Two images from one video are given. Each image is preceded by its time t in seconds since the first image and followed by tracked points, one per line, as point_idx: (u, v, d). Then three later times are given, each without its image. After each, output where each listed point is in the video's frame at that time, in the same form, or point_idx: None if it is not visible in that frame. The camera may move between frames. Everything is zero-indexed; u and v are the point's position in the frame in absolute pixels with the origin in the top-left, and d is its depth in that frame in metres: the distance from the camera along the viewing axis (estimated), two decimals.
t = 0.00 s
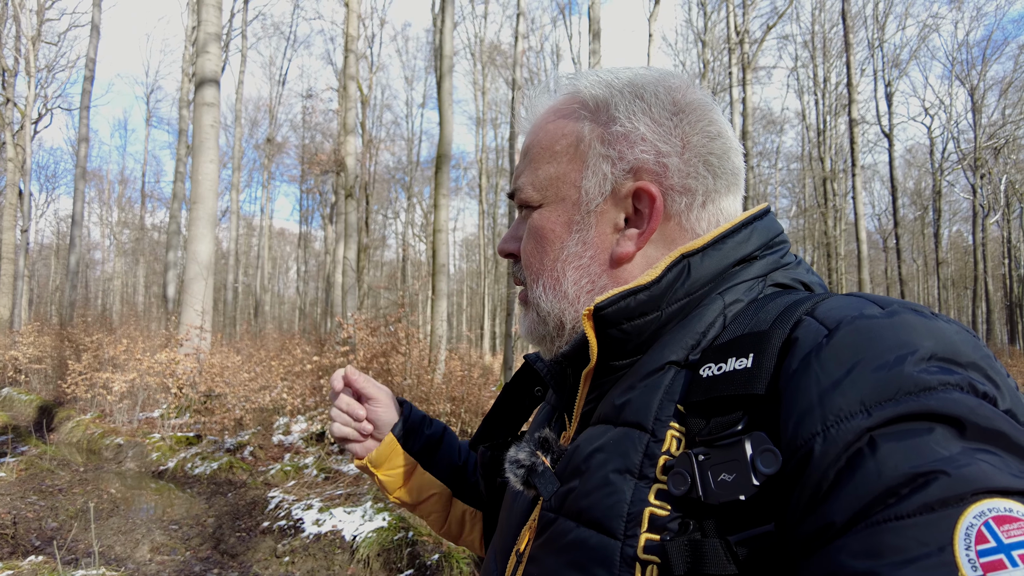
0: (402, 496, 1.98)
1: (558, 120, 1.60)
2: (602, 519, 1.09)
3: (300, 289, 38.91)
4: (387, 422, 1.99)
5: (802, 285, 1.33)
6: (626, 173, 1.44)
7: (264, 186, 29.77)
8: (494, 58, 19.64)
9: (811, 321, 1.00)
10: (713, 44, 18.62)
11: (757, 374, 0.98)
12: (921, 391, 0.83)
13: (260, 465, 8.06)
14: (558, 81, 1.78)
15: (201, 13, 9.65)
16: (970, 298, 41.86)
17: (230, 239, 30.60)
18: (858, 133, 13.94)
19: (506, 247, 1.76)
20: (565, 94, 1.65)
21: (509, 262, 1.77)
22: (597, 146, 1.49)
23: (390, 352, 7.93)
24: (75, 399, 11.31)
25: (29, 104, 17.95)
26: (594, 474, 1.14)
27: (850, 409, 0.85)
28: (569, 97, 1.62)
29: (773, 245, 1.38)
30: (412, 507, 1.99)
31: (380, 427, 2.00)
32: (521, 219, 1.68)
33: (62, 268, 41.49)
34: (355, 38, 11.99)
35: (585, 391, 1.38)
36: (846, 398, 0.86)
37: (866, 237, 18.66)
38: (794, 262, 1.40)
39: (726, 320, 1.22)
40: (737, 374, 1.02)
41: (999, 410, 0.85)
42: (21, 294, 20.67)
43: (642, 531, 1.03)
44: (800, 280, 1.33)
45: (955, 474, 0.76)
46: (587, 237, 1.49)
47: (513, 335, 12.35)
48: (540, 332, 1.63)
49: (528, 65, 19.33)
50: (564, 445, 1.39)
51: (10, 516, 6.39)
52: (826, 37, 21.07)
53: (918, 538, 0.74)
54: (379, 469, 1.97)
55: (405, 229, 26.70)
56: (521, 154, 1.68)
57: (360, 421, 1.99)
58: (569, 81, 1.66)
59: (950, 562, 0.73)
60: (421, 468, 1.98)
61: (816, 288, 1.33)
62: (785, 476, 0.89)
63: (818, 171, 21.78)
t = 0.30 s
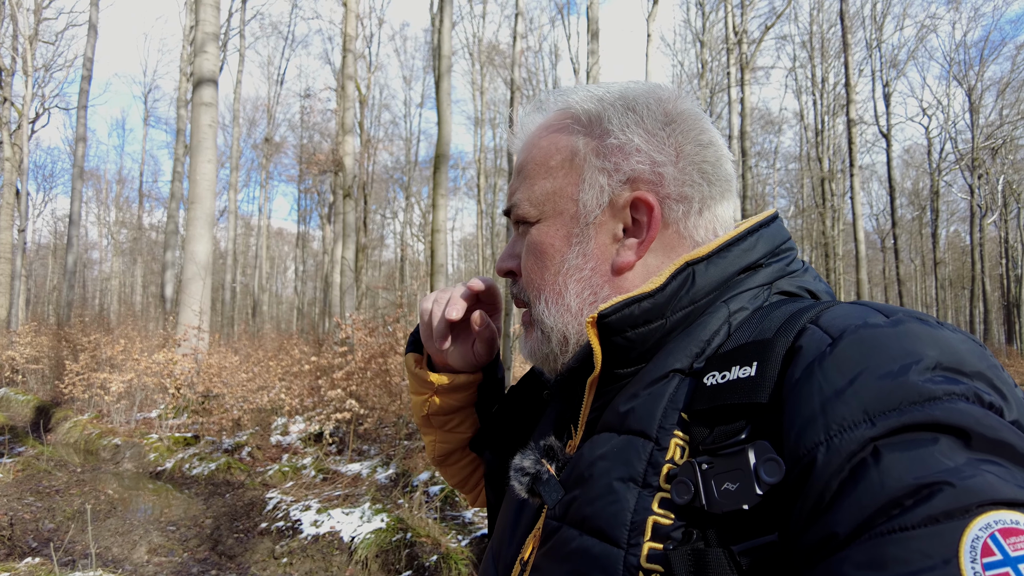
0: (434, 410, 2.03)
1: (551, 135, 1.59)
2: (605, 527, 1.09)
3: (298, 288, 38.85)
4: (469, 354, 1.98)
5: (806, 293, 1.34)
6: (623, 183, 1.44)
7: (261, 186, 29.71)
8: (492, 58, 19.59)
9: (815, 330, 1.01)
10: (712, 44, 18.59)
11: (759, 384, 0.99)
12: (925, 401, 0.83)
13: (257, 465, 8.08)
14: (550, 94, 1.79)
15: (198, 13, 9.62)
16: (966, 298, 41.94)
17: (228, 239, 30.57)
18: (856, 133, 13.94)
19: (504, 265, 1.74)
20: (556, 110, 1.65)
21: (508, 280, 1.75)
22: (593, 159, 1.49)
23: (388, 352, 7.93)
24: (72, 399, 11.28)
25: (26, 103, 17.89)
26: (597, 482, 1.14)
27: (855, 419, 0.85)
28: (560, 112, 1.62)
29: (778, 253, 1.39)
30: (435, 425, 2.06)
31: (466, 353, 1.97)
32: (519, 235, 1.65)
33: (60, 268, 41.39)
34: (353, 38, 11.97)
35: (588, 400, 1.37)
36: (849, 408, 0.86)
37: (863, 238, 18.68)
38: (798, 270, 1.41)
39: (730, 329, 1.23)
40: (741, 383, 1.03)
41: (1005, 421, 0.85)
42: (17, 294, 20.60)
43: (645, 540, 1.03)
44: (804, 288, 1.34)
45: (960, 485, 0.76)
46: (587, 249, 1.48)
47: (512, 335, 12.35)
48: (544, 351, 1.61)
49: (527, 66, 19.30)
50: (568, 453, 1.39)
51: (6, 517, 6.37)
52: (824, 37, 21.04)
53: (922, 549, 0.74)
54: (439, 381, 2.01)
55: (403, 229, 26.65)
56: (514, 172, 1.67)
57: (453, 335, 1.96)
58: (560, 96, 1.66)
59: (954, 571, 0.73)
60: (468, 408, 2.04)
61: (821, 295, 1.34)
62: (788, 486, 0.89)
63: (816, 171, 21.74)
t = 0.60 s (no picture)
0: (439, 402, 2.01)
1: (536, 146, 1.60)
2: (607, 530, 1.09)
3: (296, 288, 38.78)
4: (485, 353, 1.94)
5: (806, 295, 1.35)
6: (608, 190, 1.44)
7: (259, 185, 29.63)
8: (490, 58, 19.57)
9: (816, 332, 1.01)
10: (709, 44, 18.57)
11: (760, 387, 0.99)
12: (927, 404, 0.83)
13: (255, 465, 8.07)
14: (537, 102, 1.79)
15: (195, 11, 9.60)
16: (963, 298, 42.00)
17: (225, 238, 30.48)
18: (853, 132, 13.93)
19: (501, 274, 1.75)
20: (541, 120, 1.66)
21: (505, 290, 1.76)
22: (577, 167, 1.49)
23: (386, 352, 7.91)
24: (69, 398, 11.25)
25: (22, 102, 17.81)
26: (598, 485, 1.14)
27: (854, 422, 0.85)
28: (545, 123, 1.63)
29: (778, 254, 1.39)
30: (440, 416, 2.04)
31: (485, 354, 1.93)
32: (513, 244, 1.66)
33: (56, 267, 41.22)
34: (350, 37, 11.95)
35: (589, 403, 1.37)
36: (849, 412, 0.86)
37: (860, 237, 18.66)
38: (800, 271, 1.42)
39: (730, 330, 1.23)
40: (742, 385, 1.03)
41: (1006, 423, 0.85)
42: (13, 293, 20.52)
43: (646, 543, 1.03)
44: (804, 290, 1.35)
45: (961, 488, 0.75)
46: (574, 257, 1.48)
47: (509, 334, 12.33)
48: (542, 362, 1.60)
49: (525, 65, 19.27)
50: (570, 455, 1.39)
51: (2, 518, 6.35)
52: (821, 37, 21.06)
53: (924, 553, 0.74)
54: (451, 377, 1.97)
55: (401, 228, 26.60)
56: (501, 183, 1.68)
57: (472, 332, 1.90)
58: (546, 105, 1.66)
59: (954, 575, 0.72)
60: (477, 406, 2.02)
61: (822, 297, 1.35)
62: (788, 489, 0.89)
63: (813, 171, 21.74)
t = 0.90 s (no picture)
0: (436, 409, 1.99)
1: (533, 146, 1.60)
2: (605, 530, 1.08)
3: (294, 287, 38.75)
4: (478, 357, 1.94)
5: (803, 293, 1.35)
6: (603, 193, 1.44)
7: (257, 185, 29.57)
8: (488, 57, 19.53)
9: (813, 331, 1.01)
10: (708, 45, 18.56)
11: (757, 386, 0.99)
12: (924, 403, 0.82)
13: (252, 465, 8.05)
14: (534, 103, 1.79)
15: (193, 11, 9.58)
16: (961, 298, 42.07)
17: (223, 238, 30.42)
18: (852, 132, 13.93)
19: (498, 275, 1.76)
20: (537, 119, 1.66)
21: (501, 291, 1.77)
22: (573, 168, 1.49)
23: (384, 351, 7.92)
24: (66, 398, 11.21)
25: (19, 101, 17.75)
26: (596, 485, 1.14)
27: (852, 422, 0.85)
28: (542, 122, 1.62)
29: (776, 253, 1.39)
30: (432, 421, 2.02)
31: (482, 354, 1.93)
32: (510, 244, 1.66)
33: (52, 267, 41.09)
34: (349, 36, 11.93)
35: (588, 402, 1.36)
36: (846, 411, 0.86)
37: (858, 238, 18.65)
38: (796, 270, 1.41)
39: (728, 329, 1.23)
40: (741, 384, 1.02)
41: (1004, 423, 0.85)
42: (10, 293, 20.45)
43: (644, 542, 1.03)
44: (802, 288, 1.35)
45: (960, 488, 0.75)
46: (570, 258, 1.48)
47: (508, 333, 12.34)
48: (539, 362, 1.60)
49: (523, 65, 19.24)
50: (569, 454, 1.40)
51: None
52: (819, 37, 21.06)
53: (922, 553, 0.74)
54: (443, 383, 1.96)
55: (399, 228, 26.61)
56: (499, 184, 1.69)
57: (466, 336, 1.90)
58: (543, 104, 1.66)
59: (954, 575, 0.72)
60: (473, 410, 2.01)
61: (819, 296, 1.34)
62: (787, 487, 0.89)
63: (811, 171, 21.76)
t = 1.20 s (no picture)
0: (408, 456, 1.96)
1: (539, 128, 1.60)
2: (601, 515, 1.09)
3: (292, 287, 38.74)
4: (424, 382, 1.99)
5: (803, 281, 1.33)
6: (608, 177, 1.43)
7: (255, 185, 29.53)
8: (486, 57, 19.51)
9: (815, 318, 1.00)
10: (705, 44, 18.56)
11: (757, 371, 0.99)
12: (924, 390, 0.83)
13: (250, 464, 8.03)
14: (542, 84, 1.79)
15: (191, 10, 9.57)
16: (959, 298, 42.11)
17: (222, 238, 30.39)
18: (850, 132, 13.91)
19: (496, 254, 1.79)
20: (545, 100, 1.66)
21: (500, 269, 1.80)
22: (578, 151, 1.49)
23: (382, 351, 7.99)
24: (63, 398, 11.21)
25: (17, 100, 17.72)
26: (593, 471, 1.14)
27: (853, 408, 0.85)
28: (550, 104, 1.63)
29: (774, 241, 1.38)
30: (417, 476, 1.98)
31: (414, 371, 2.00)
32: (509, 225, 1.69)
33: (50, 266, 41.03)
34: (346, 36, 11.92)
35: (585, 387, 1.37)
36: (848, 397, 0.85)
37: (856, 237, 18.63)
38: (795, 259, 1.40)
39: (727, 316, 1.22)
40: (739, 369, 1.02)
41: (1002, 409, 0.86)
42: (7, 292, 20.41)
43: (641, 526, 1.03)
44: (801, 276, 1.33)
45: (958, 474, 0.76)
46: (571, 242, 1.49)
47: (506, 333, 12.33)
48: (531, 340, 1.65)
49: (522, 65, 19.23)
50: (564, 440, 1.40)
51: None
52: (817, 37, 21.06)
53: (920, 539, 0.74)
54: (401, 429, 1.97)
55: (397, 228, 26.59)
56: (505, 162, 1.70)
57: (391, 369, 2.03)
58: (551, 86, 1.65)
59: (950, 563, 0.73)
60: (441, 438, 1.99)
61: (818, 284, 1.33)
62: (786, 473, 0.89)
63: (809, 171, 21.75)
